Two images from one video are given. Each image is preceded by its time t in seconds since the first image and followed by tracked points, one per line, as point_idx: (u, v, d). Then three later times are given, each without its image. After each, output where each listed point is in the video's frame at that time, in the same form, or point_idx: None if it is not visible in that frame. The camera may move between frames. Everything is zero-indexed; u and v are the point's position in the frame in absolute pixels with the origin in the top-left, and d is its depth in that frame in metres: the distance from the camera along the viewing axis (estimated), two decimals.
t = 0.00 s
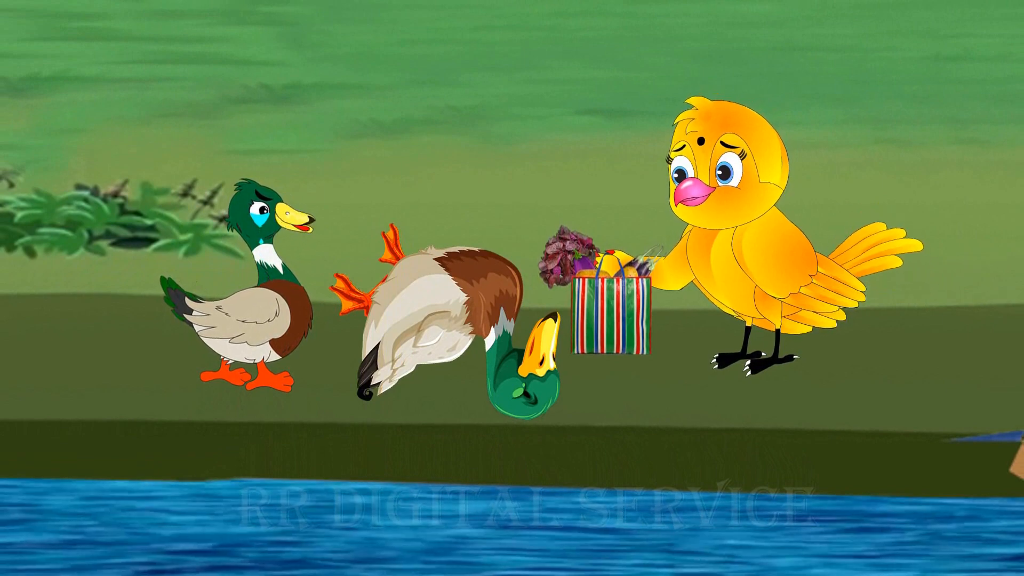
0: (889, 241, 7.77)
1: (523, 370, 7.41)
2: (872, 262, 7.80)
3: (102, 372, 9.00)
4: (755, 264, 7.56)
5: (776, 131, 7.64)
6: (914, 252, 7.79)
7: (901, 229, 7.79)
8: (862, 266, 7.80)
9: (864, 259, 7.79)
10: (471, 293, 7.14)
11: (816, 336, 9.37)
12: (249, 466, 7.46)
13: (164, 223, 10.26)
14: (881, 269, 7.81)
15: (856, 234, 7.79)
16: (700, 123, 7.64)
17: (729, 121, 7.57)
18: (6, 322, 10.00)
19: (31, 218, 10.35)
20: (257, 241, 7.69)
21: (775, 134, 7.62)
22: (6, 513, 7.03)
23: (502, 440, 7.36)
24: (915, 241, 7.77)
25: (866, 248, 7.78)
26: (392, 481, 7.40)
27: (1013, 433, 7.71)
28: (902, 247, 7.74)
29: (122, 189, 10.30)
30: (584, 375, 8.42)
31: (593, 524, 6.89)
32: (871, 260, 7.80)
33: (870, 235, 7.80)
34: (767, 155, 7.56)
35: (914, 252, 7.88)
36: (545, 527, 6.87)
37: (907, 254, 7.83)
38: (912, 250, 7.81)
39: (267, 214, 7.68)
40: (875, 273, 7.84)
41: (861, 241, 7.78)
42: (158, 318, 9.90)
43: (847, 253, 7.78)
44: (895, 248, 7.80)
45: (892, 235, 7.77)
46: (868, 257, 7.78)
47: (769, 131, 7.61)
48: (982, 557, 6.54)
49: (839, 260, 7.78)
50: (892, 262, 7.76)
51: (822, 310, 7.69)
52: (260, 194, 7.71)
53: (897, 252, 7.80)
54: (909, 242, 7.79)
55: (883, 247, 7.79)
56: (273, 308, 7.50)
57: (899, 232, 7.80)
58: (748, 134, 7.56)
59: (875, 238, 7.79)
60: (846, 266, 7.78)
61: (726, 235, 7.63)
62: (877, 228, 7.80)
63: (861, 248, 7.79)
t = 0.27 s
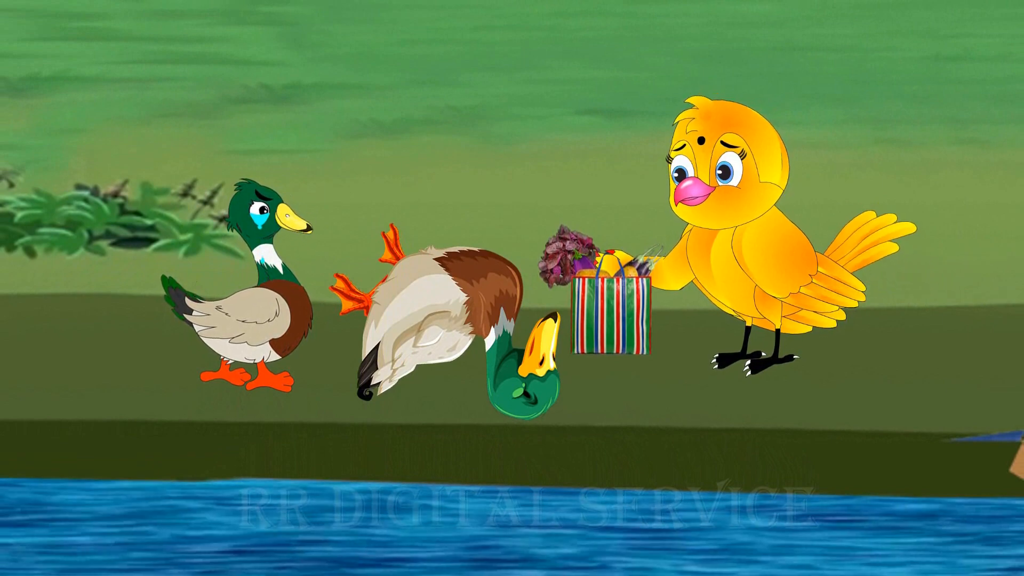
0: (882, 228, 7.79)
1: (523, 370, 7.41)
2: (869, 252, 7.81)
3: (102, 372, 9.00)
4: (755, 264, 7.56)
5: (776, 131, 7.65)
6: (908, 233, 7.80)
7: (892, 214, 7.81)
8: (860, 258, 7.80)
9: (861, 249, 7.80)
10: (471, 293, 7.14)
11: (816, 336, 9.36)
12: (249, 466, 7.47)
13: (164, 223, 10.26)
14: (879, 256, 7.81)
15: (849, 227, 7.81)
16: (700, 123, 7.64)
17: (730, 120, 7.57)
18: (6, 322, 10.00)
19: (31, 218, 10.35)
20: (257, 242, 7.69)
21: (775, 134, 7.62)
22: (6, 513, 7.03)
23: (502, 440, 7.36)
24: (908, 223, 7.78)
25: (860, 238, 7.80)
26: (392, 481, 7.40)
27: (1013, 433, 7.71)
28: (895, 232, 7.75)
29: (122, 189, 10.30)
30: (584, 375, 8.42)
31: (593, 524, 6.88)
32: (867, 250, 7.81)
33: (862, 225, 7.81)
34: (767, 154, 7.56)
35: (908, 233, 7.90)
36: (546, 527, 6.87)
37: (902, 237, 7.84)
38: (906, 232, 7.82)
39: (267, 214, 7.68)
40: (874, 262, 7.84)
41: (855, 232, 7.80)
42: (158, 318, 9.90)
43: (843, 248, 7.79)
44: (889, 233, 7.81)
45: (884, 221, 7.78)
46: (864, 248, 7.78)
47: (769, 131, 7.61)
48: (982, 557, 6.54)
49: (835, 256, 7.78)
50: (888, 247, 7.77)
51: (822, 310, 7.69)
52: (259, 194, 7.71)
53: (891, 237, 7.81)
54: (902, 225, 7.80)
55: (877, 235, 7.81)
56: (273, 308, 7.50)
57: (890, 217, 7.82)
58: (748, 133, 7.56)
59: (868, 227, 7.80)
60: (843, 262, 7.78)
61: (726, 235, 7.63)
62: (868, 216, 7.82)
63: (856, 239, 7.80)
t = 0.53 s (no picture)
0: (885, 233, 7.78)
1: (523, 370, 7.41)
2: (870, 256, 7.81)
3: (102, 372, 9.00)
4: (755, 263, 7.57)
5: (778, 130, 7.65)
6: (911, 240, 7.81)
7: (896, 219, 7.80)
8: (861, 260, 7.80)
9: (863, 252, 7.80)
10: (471, 293, 7.14)
11: (816, 336, 9.36)
12: (249, 466, 7.47)
13: (164, 223, 10.26)
14: (879, 260, 7.82)
15: (853, 229, 7.80)
16: (702, 120, 7.64)
17: (731, 118, 7.57)
18: (6, 322, 10.00)
19: (31, 218, 10.35)
20: (258, 242, 7.69)
21: (776, 132, 7.62)
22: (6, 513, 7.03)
23: (502, 440, 7.37)
24: (911, 230, 7.79)
25: (863, 242, 7.79)
26: (392, 480, 7.40)
27: (1012, 433, 7.70)
28: (898, 239, 7.76)
29: (122, 189, 10.29)
30: (584, 375, 8.42)
31: (593, 524, 6.88)
32: (869, 253, 7.81)
33: (866, 228, 7.81)
34: (768, 153, 7.56)
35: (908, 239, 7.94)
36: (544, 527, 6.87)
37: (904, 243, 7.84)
38: (909, 239, 7.83)
39: (268, 214, 7.69)
40: (874, 267, 7.85)
41: (858, 235, 7.79)
42: (157, 318, 9.90)
43: (844, 250, 7.79)
44: (892, 239, 7.81)
45: (888, 226, 7.78)
46: (866, 252, 7.78)
47: (770, 129, 7.61)
48: (982, 556, 6.53)
49: (836, 256, 7.78)
50: (889, 254, 7.80)
51: (822, 309, 7.69)
52: (260, 194, 7.71)
53: (893, 243, 7.82)
54: (905, 232, 7.80)
55: (880, 239, 7.80)
56: (273, 308, 7.50)
57: (894, 223, 7.81)
58: (749, 131, 7.56)
59: (871, 231, 7.80)
60: (843, 262, 7.78)
61: (726, 234, 7.64)
62: (873, 220, 7.80)
63: (858, 242, 7.80)
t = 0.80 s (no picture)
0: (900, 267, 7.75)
1: (523, 371, 7.37)
2: (878, 281, 7.80)
3: (100, 373, 8.97)
4: (756, 263, 7.55)
5: (780, 129, 7.61)
6: (921, 285, 7.79)
7: (916, 260, 7.76)
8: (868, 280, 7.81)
9: (874, 274, 7.80)
10: (470, 294, 7.11)
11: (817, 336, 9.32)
12: (249, 466, 7.43)
13: (162, 223, 10.24)
14: (884, 290, 7.82)
15: (874, 249, 7.78)
16: (704, 119, 7.60)
17: (733, 117, 7.52)
18: (3, 323, 9.97)
19: (29, 218, 10.35)
20: (259, 242, 7.66)
21: (778, 132, 7.58)
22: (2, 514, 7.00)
23: (502, 441, 7.36)
24: (925, 278, 7.77)
25: (876, 266, 7.77)
26: (392, 481, 7.36)
27: (1013, 435, 7.67)
28: (910, 278, 7.73)
29: (121, 190, 10.26)
30: (584, 377, 8.39)
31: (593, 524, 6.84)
32: (878, 278, 7.80)
33: (885, 255, 7.79)
34: (770, 152, 7.51)
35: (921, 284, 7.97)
36: (544, 527, 6.83)
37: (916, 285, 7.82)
38: (920, 282, 7.81)
39: (270, 215, 7.65)
40: (878, 293, 7.86)
41: (874, 257, 7.77)
42: (155, 319, 9.87)
43: (858, 263, 7.78)
44: (905, 275, 7.78)
45: (905, 262, 7.74)
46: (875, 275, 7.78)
47: (772, 128, 7.57)
48: (983, 557, 6.49)
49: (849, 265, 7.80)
50: (896, 289, 7.77)
51: (822, 309, 7.65)
52: (262, 195, 7.68)
53: (904, 280, 7.79)
54: (919, 275, 7.77)
55: (894, 269, 7.78)
56: (272, 309, 7.47)
57: (914, 262, 7.77)
58: (751, 130, 7.52)
59: (887, 260, 7.77)
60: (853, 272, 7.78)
61: (726, 234, 7.61)
62: (894, 250, 7.77)
63: (872, 264, 7.78)
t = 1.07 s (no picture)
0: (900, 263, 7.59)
1: (521, 377, 7.24)
2: (881, 279, 7.63)
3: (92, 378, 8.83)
4: (757, 267, 7.41)
5: (780, 131, 7.48)
6: (925, 278, 7.62)
7: (916, 253, 7.60)
8: (871, 280, 7.63)
9: (874, 273, 7.62)
10: (467, 298, 6.98)
11: (818, 341, 9.19)
12: (249, 466, 7.29)
13: (154, 227, 10.11)
14: (888, 288, 7.64)
15: (871, 248, 7.62)
16: (703, 122, 7.48)
17: (733, 120, 7.40)
18: None
19: (19, 222, 10.23)
20: (256, 245, 7.52)
21: (779, 134, 7.46)
22: None
23: (502, 446, 7.21)
24: (928, 269, 7.61)
25: (876, 264, 7.61)
26: (392, 485, 7.20)
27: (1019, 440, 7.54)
28: (912, 272, 7.56)
29: (111, 193, 10.10)
30: (583, 382, 8.25)
31: (592, 529, 6.71)
32: (880, 276, 7.63)
33: (883, 252, 7.63)
34: (771, 155, 7.39)
35: (924, 280, 7.78)
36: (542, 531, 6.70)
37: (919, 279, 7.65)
38: (924, 277, 7.64)
39: (268, 218, 7.51)
40: (882, 292, 7.68)
41: (873, 255, 7.61)
42: (148, 324, 9.74)
43: (856, 265, 7.62)
44: (907, 271, 7.62)
45: (906, 257, 7.58)
46: (877, 274, 7.61)
47: (773, 131, 7.45)
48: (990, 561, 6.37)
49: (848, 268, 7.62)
50: (900, 284, 7.60)
51: (825, 315, 7.48)
52: (261, 197, 7.54)
53: (907, 275, 7.62)
54: (921, 268, 7.61)
55: (895, 266, 7.62)
56: (267, 313, 7.33)
57: (913, 256, 7.61)
58: (751, 133, 7.40)
59: (887, 257, 7.61)
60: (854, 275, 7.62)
61: (727, 238, 7.49)
62: (892, 247, 7.62)
63: (871, 263, 7.62)
